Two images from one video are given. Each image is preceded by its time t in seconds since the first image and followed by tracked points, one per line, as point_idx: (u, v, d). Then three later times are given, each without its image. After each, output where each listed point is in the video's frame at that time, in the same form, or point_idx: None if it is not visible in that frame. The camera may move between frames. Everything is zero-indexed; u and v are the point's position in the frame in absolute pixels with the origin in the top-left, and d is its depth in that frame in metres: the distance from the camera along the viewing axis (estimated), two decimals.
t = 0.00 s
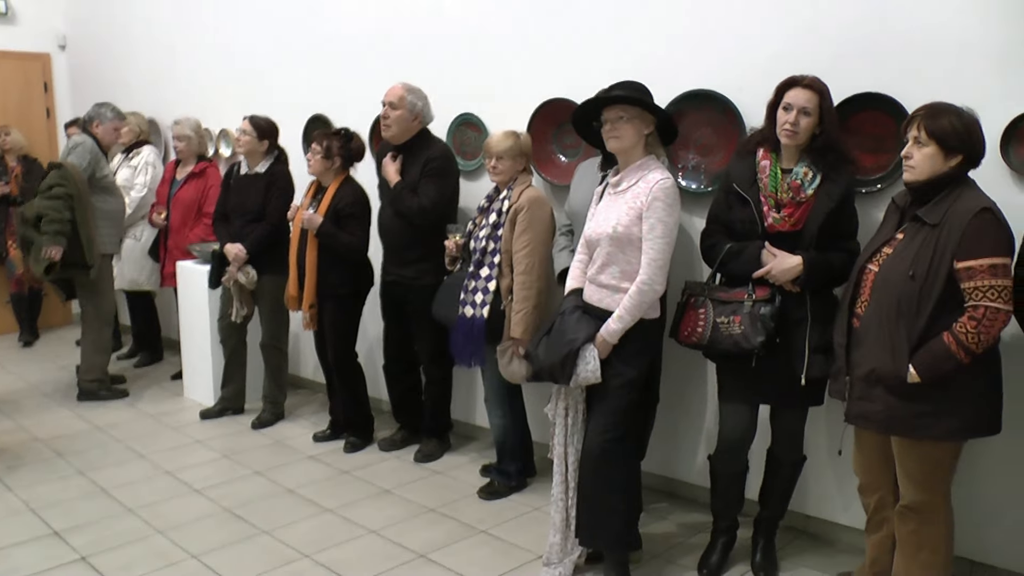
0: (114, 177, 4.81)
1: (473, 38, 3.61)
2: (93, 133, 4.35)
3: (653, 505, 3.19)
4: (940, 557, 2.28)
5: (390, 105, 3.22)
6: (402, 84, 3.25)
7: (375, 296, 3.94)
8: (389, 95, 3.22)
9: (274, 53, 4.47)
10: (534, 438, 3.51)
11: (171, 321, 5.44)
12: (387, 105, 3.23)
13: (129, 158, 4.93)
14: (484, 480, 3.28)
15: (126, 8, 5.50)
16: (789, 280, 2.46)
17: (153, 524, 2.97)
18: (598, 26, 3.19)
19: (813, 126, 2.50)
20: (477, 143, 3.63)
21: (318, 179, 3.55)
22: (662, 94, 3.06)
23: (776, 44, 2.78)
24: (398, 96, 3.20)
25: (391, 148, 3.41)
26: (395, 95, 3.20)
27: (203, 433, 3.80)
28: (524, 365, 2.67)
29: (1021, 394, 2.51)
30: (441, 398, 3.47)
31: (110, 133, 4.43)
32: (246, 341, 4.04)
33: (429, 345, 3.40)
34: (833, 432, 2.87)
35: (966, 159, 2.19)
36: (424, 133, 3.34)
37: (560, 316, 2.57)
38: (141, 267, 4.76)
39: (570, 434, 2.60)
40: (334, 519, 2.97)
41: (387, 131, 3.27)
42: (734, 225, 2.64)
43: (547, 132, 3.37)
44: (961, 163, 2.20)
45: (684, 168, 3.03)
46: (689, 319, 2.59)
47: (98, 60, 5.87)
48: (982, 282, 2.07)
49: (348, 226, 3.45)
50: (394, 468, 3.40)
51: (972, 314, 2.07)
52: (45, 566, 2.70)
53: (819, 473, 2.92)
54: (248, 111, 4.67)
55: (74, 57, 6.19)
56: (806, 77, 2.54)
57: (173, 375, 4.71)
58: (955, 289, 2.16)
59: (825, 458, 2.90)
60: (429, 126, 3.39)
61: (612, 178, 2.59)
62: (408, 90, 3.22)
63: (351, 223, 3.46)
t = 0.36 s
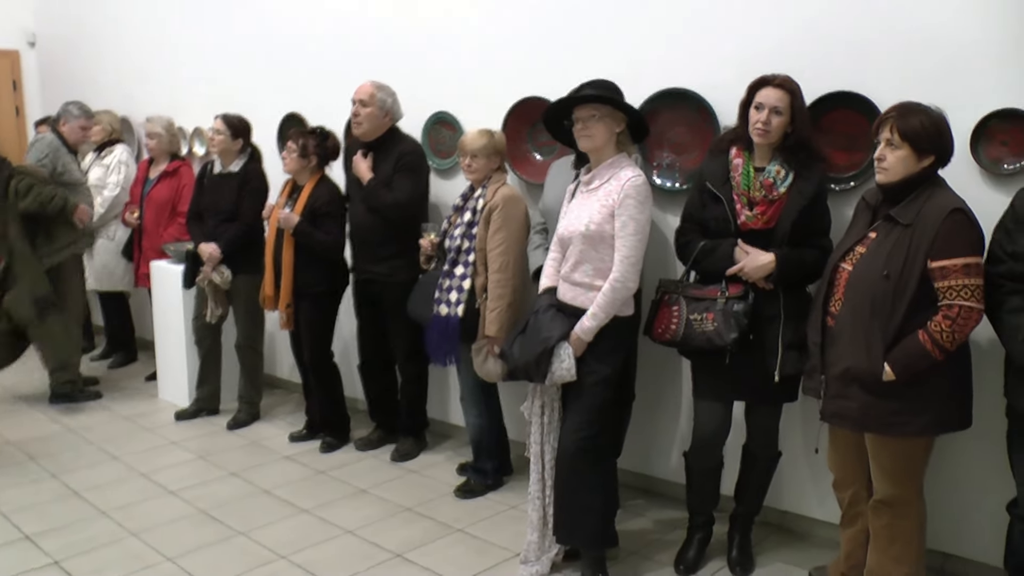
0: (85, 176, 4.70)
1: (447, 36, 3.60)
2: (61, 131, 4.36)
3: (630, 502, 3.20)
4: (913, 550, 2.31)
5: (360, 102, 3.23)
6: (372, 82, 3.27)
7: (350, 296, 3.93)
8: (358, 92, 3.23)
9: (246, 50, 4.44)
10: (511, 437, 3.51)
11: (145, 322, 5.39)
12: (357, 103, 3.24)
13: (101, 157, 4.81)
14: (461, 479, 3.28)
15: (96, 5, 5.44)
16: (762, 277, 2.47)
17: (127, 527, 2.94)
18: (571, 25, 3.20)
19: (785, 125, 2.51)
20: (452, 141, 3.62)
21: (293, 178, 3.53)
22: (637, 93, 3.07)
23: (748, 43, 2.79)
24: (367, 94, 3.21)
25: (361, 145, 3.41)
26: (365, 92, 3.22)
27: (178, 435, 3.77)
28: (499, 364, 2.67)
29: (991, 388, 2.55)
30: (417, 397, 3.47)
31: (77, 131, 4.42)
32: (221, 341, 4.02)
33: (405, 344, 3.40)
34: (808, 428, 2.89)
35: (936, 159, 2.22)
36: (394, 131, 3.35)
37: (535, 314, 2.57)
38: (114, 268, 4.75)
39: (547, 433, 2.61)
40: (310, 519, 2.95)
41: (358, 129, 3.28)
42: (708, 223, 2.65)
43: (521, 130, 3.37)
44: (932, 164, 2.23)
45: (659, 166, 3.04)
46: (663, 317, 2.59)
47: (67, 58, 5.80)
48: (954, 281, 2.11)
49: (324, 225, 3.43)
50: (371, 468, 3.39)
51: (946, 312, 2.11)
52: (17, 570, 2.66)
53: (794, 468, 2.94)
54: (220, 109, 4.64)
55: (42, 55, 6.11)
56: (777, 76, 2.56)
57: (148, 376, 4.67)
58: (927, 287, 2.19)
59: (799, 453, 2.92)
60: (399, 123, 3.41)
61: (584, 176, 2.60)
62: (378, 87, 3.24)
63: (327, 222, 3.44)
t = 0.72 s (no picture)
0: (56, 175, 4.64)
1: (421, 34, 3.60)
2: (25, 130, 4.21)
3: (605, 499, 3.21)
4: (886, 543, 2.33)
5: (333, 100, 3.22)
6: (345, 80, 3.26)
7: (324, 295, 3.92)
8: (331, 90, 3.21)
9: (219, 48, 4.41)
10: (486, 435, 3.52)
11: (117, 322, 5.34)
12: (330, 100, 3.23)
13: (72, 156, 4.76)
14: (437, 478, 3.28)
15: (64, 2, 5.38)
16: (735, 274, 2.48)
17: (101, 530, 2.91)
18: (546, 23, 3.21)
19: (757, 122, 2.53)
20: (427, 139, 3.62)
21: (267, 176, 3.51)
22: (610, 91, 3.08)
23: (719, 42, 2.82)
24: (341, 91, 3.20)
25: (335, 143, 3.40)
26: (338, 89, 3.20)
27: (152, 436, 3.74)
28: (474, 362, 2.69)
29: (960, 382, 2.59)
30: (393, 396, 3.46)
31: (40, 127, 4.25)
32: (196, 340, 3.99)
33: (380, 342, 3.39)
34: (782, 424, 2.91)
35: (906, 155, 2.25)
36: (367, 129, 3.35)
37: (509, 313, 2.57)
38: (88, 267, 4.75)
39: (522, 430, 2.61)
40: (286, 520, 2.94)
41: (332, 126, 3.26)
42: (681, 221, 2.67)
43: (495, 128, 3.38)
44: (901, 160, 2.26)
45: (633, 164, 3.06)
46: (637, 314, 2.60)
47: (35, 56, 5.73)
48: (925, 276, 2.13)
49: (299, 224, 3.42)
50: (347, 467, 3.38)
51: (917, 307, 2.13)
52: None
53: (768, 463, 2.96)
54: (193, 107, 4.60)
55: (10, 53, 6.03)
56: (749, 74, 2.57)
57: (121, 377, 4.62)
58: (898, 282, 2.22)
59: (772, 448, 2.95)
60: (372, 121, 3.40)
61: (556, 174, 2.60)
62: (351, 84, 3.23)
63: (302, 221, 3.43)
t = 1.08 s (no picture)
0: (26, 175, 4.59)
1: (394, 32, 3.59)
2: None
3: (581, 495, 3.23)
4: (859, 536, 2.36)
5: (309, 97, 3.20)
6: (321, 77, 3.25)
7: (298, 295, 3.90)
8: (307, 87, 3.20)
9: (190, 46, 4.37)
10: (461, 433, 3.52)
11: (89, 323, 5.28)
12: (306, 97, 3.21)
13: (41, 155, 4.71)
14: (413, 477, 3.27)
15: None
16: (708, 270, 2.50)
17: (73, 533, 2.87)
18: (519, 21, 3.22)
19: (729, 120, 2.55)
20: (400, 137, 3.61)
21: (240, 175, 3.49)
22: (583, 89, 3.09)
23: (690, 40, 2.84)
24: (317, 88, 3.19)
25: (311, 141, 3.39)
26: (314, 86, 3.19)
27: (126, 438, 3.70)
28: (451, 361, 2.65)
29: (929, 376, 2.62)
30: (368, 395, 3.45)
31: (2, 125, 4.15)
32: (169, 341, 3.96)
33: (356, 341, 3.38)
34: (755, 419, 2.94)
35: (873, 152, 2.28)
36: (343, 127, 3.33)
37: (484, 310, 2.57)
38: (58, 268, 4.69)
39: (498, 428, 2.61)
40: (262, 521, 2.92)
41: (308, 123, 3.25)
42: (654, 218, 2.68)
43: (469, 126, 3.38)
44: (869, 157, 2.28)
45: (607, 162, 3.07)
46: (611, 311, 2.61)
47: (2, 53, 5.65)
48: (892, 270, 2.16)
49: (272, 223, 3.40)
50: (323, 467, 3.37)
51: (885, 301, 2.16)
52: None
53: (741, 458, 2.99)
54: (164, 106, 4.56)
55: None
56: (721, 73, 2.60)
57: (93, 378, 4.58)
58: (867, 277, 2.25)
59: (746, 443, 2.97)
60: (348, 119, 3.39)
61: (531, 172, 2.61)
62: (327, 82, 3.22)
63: (276, 219, 3.42)
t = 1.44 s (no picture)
0: None
1: (367, 29, 3.58)
2: None
3: (556, 492, 3.24)
4: (831, 529, 2.38)
5: (285, 94, 3.18)
6: (296, 74, 3.23)
7: (273, 293, 3.88)
8: (284, 83, 3.18)
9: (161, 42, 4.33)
10: (437, 431, 3.52)
11: (59, 324, 5.21)
12: (282, 94, 3.19)
13: (9, 153, 4.64)
14: (389, 476, 3.26)
15: None
16: (682, 267, 2.51)
17: (44, 536, 2.83)
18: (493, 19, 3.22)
19: (702, 117, 2.56)
20: (373, 135, 3.60)
21: (212, 173, 3.47)
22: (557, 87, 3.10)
23: (662, 38, 2.85)
24: (293, 85, 3.17)
25: (287, 138, 3.36)
26: (290, 83, 3.17)
27: (98, 439, 3.66)
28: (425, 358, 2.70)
29: (900, 370, 2.65)
30: (343, 394, 3.44)
31: None
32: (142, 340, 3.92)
33: (331, 340, 3.37)
34: (729, 415, 2.96)
35: (842, 148, 2.30)
36: (319, 124, 3.31)
37: (460, 308, 2.56)
38: (25, 268, 4.57)
39: (474, 425, 2.61)
40: (236, 522, 2.90)
41: (284, 120, 3.22)
42: (628, 215, 2.69)
43: (442, 123, 3.38)
44: (838, 152, 2.31)
45: (580, 159, 3.07)
46: (585, 308, 2.62)
47: None
48: (861, 265, 2.18)
49: (245, 220, 3.39)
50: (298, 467, 3.35)
51: (854, 295, 2.18)
52: None
53: (715, 453, 3.01)
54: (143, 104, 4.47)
55: None
56: (693, 70, 2.61)
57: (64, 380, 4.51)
58: (837, 272, 2.27)
59: (720, 439, 2.99)
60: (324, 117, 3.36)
61: (507, 169, 2.60)
62: (303, 78, 3.20)
63: (248, 218, 3.41)
